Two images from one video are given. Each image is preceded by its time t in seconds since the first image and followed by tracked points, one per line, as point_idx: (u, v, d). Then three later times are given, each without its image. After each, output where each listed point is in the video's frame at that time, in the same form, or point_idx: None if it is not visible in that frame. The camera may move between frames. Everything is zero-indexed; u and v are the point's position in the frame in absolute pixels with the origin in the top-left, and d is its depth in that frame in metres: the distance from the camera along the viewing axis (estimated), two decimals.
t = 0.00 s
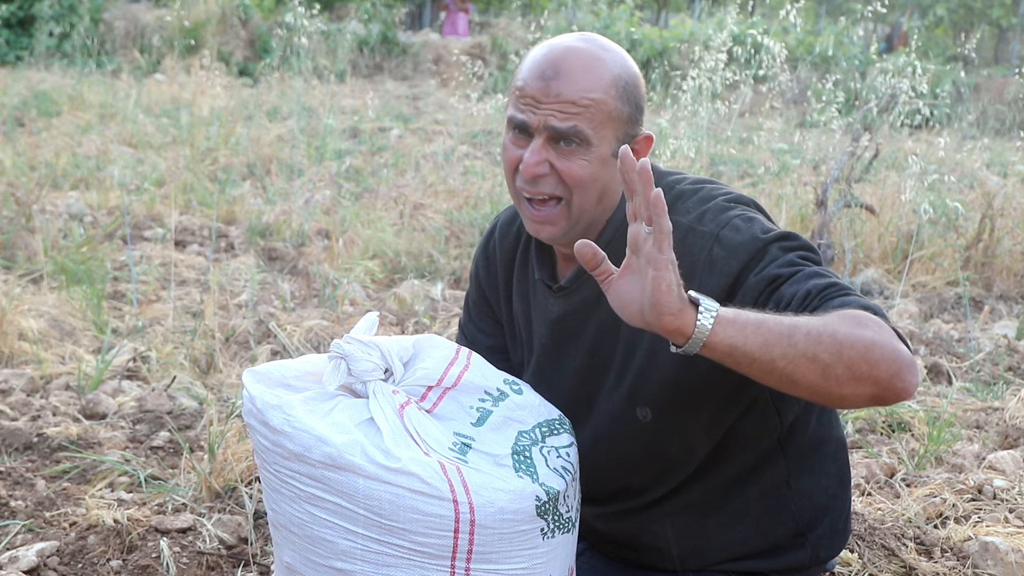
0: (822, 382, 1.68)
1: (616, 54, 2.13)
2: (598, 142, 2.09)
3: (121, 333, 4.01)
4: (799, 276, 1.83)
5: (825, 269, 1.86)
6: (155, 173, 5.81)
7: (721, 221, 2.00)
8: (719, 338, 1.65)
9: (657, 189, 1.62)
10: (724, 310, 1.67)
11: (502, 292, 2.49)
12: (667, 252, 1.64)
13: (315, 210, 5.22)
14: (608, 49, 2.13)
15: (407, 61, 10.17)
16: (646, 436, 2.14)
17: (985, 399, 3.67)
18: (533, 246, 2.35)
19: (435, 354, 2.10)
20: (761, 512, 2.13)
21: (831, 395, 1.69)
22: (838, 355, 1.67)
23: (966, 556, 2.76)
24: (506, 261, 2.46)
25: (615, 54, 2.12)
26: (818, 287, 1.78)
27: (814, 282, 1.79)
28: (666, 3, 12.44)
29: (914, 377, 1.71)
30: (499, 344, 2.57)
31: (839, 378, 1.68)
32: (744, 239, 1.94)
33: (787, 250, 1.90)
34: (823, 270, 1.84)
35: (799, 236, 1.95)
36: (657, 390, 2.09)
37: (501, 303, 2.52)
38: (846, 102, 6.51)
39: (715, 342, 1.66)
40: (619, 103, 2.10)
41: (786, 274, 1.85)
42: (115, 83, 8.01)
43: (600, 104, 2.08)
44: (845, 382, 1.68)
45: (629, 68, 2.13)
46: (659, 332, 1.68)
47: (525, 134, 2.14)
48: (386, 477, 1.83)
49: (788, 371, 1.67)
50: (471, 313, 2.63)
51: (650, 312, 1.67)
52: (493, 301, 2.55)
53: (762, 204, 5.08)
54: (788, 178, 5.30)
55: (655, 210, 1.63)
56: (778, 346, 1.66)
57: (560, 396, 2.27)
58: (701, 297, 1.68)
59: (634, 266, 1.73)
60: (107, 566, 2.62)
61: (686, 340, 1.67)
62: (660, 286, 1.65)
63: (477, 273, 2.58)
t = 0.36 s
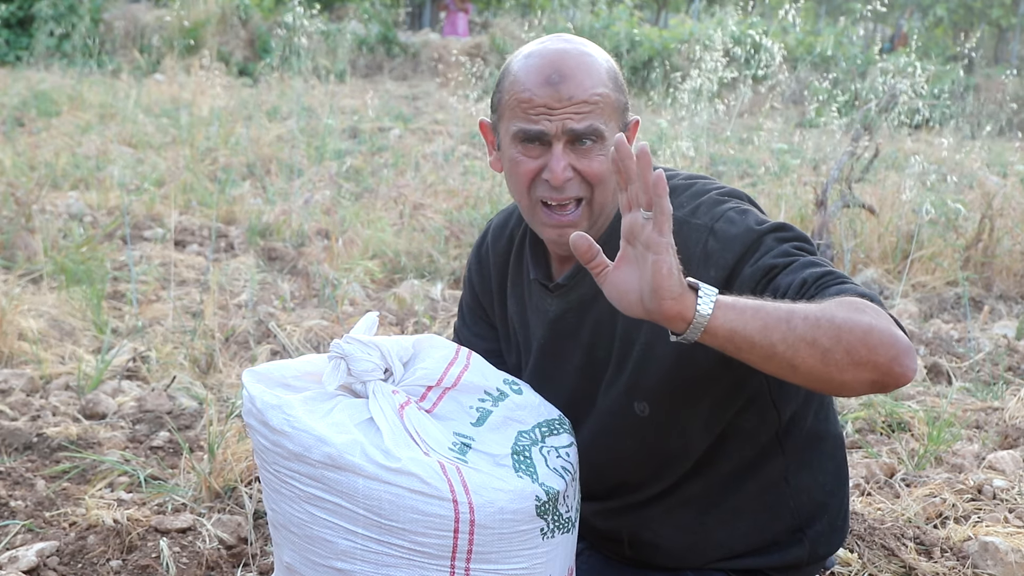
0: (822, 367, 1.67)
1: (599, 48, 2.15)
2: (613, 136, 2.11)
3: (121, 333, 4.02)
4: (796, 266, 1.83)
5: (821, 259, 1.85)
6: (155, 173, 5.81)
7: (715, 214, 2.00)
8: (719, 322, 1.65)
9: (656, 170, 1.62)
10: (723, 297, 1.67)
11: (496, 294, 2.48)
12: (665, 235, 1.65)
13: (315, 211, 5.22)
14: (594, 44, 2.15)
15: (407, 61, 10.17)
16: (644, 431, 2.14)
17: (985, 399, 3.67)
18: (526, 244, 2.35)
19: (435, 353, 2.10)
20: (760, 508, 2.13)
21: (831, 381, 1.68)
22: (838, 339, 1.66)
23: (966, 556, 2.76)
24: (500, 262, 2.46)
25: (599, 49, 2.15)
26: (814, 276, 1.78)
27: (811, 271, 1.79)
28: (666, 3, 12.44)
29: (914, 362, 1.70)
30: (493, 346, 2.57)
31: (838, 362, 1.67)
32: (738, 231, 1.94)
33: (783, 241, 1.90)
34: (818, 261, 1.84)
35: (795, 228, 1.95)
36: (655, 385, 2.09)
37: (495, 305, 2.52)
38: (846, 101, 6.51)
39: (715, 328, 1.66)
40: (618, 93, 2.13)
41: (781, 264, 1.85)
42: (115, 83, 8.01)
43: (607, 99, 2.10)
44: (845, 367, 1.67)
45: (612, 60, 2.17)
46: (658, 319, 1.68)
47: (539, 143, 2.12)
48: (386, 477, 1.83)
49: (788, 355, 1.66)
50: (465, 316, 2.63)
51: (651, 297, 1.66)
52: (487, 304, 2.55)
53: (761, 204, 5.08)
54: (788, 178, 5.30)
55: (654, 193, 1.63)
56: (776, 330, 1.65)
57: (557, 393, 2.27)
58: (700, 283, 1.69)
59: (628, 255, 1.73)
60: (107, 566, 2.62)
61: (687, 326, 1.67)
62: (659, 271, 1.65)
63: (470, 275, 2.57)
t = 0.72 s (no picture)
0: (822, 367, 1.67)
1: (614, 49, 2.14)
2: (603, 137, 2.10)
3: (121, 333, 4.02)
4: (797, 266, 1.83)
5: (821, 260, 1.86)
6: (155, 173, 5.81)
7: (716, 214, 2.00)
8: (719, 320, 1.65)
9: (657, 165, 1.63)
10: (723, 294, 1.67)
11: (496, 293, 2.48)
12: (665, 231, 1.66)
13: (315, 211, 5.22)
14: (607, 44, 2.14)
15: (407, 61, 10.17)
16: (646, 431, 2.14)
17: (985, 399, 3.67)
18: (526, 243, 2.35)
19: (434, 353, 2.10)
20: (761, 509, 2.13)
21: (832, 380, 1.68)
22: (838, 338, 1.66)
23: (966, 556, 2.76)
24: (500, 261, 2.46)
25: (615, 50, 2.13)
26: (815, 276, 1.78)
27: (812, 271, 1.79)
28: (666, 3, 12.43)
29: (914, 363, 1.70)
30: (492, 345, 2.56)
31: (839, 362, 1.67)
32: (740, 231, 1.94)
33: (784, 242, 1.90)
34: (819, 261, 1.84)
35: (795, 229, 1.95)
36: (657, 385, 2.09)
37: (494, 304, 2.52)
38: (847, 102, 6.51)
39: (715, 325, 1.65)
40: (620, 97, 2.11)
41: (783, 264, 1.85)
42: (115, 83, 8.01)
43: (604, 99, 2.09)
44: (845, 366, 1.67)
45: (626, 63, 2.15)
46: (659, 316, 1.67)
47: (528, 131, 2.14)
48: (386, 477, 1.83)
49: (788, 354, 1.66)
50: (462, 313, 2.63)
51: (650, 294, 1.66)
52: (486, 304, 2.55)
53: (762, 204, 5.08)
54: (788, 178, 5.30)
55: (655, 189, 1.64)
56: (777, 328, 1.65)
57: (558, 393, 2.27)
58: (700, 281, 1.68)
59: (629, 252, 1.73)
60: (107, 566, 2.62)
61: (687, 323, 1.66)
62: (659, 267, 1.65)
63: (469, 274, 2.57)
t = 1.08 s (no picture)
0: (825, 389, 1.67)
1: (616, 46, 2.18)
2: (610, 129, 2.11)
3: (121, 333, 4.02)
4: (800, 277, 1.82)
5: (825, 269, 1.84)
6: (155, 173, 5.81)
7: (719, 221, 2.00)
8: (721, 349, 1.65)
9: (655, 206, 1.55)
10: (725, 321, 1.67)
11: (495, 295, 2.48)
12: (665, 267, 1.59)
13: (315, 211, 5.22)
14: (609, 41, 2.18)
15: (407, 61, 10.17)
16: (647, 434, 2.14)
17: (985, 399, 3.67)
18: (528, 245, 2.36)
19: (434, 354, 2.10)
20: (762, 509, 2.13)
21: (835, 401, 1.68)
22: (840, 360, 1.66)
23: (966, 556, 2.76)
24: (500, 262, 2.46)
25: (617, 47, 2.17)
26: (819, 287, 1.77)
27: (816, 283, 1.78)
28: (666, 3, 12.43)
29: (917, 378, 1.69)
30: (491, 346, 2.55)
31: (841, 383, 1.67)
32: (742, 239, 1.94)
33: (786, 251, 1.89)
34: (823, 271, 1.83)
35: (798, 236, 1.94)
36: (659, 390, 2.09)
37: (493, 305, 2.52)
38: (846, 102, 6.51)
39: (718, 354, 1.65)
40: (625, 90, 2.14)
41: (786, 274, 1.84)
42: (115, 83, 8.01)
43: (610, 91, 2.11)
44: (848, 387, 1.67)
45: (628, 60, 2.19)
46: (662, 346, 1.65)
47: (536, 124, 2.14)
48: (386, 477, 1.83)
49: (790, 379, 1.66)
50: (459, 312, 2.63)
51: (652, 327, 1.63)
52: (486, 305, 2.54)
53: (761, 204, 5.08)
54: (788, 178, 5.30)
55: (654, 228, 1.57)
56: (779, 354, 1.66)
57: (559, 396, 2.27)
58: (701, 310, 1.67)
59: (630, 282, 1.66)
60: (107, 566, 2.62)
61: (690, 353, 1.65)
62: (661, 305, 1.60)
63: (467, 275, 2.57)
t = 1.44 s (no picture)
0: (816, 436, 1.67)
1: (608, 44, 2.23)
2: (620, 124, 2.14)
3: (121, 333, 4.02)
4: (798, 302, 1.78)
5: (826, 290, 1.80)
6: (155, 173, 5.81)
7: (719, 233, 1.98)
8: (708, 414, 1.64)
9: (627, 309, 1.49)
10: (711, 382, 1.65)
11: (493, 293, 2.47)
12: (642, 353, 1.57)
13: (315, 211, 5.22)
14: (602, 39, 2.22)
15: (407, 61, 10.17)
16: (646, 436, 2.14)
17: (985, 399, 3.67)
18: (529, 245, 2.36)
19: (434, 353, 2.09)
20: (761, 509, 2.13)
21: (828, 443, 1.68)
22: (829, 409, 1.64)
23: (966, 556, 2.76)
24: (499, 260, 2.46)
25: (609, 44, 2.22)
26: (815, 315, 1.73)
27: (813, 311, 1.74)
28: (666, 3, 12.43)
29: (911, 409, 1.67)
30: (487, 342, 2.55)
31: (832, 429, 1.66)
32: (741, 252, 1.91)
33: (787, 266, 1.87)
34: (823, 293, 1.79)
35: (799, 250, 1.90)
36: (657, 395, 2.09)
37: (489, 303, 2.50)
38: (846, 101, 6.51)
39: (705, 419, 1.65)
40: (626, 86, 2.18)
41: (784, 298, 1.81)
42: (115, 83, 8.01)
43: (614, 88, 2.14)
44: (840, 430, 1.66)
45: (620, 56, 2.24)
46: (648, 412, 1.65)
47: (547, 126, 2.14)
48: (385, 477, 1.83)
49: (780, 431, 1.66)
50: (453, 305, 2.62)
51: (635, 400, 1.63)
52: (481, 302, 2.53)
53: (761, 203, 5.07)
54: (788, 178, 5.30)
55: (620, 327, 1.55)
56: (767, 412, 1.65)
57: (558, 397, 2.27)
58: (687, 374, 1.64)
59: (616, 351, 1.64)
60: (106, 566, 2.61)
61: (677, 419, 1.65)
62: (640, 388, 1.59)
63: (463, 270, 2.56)
